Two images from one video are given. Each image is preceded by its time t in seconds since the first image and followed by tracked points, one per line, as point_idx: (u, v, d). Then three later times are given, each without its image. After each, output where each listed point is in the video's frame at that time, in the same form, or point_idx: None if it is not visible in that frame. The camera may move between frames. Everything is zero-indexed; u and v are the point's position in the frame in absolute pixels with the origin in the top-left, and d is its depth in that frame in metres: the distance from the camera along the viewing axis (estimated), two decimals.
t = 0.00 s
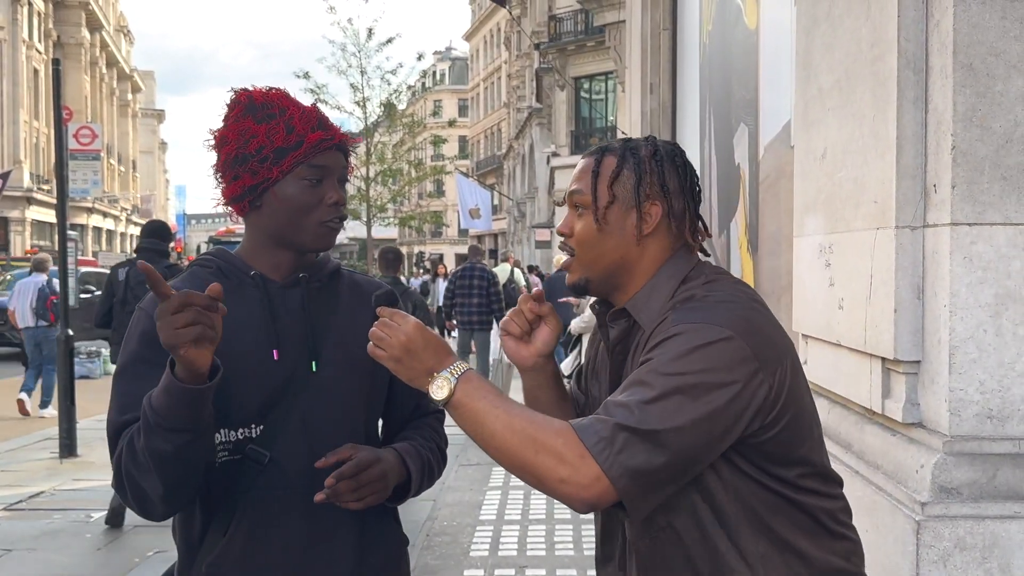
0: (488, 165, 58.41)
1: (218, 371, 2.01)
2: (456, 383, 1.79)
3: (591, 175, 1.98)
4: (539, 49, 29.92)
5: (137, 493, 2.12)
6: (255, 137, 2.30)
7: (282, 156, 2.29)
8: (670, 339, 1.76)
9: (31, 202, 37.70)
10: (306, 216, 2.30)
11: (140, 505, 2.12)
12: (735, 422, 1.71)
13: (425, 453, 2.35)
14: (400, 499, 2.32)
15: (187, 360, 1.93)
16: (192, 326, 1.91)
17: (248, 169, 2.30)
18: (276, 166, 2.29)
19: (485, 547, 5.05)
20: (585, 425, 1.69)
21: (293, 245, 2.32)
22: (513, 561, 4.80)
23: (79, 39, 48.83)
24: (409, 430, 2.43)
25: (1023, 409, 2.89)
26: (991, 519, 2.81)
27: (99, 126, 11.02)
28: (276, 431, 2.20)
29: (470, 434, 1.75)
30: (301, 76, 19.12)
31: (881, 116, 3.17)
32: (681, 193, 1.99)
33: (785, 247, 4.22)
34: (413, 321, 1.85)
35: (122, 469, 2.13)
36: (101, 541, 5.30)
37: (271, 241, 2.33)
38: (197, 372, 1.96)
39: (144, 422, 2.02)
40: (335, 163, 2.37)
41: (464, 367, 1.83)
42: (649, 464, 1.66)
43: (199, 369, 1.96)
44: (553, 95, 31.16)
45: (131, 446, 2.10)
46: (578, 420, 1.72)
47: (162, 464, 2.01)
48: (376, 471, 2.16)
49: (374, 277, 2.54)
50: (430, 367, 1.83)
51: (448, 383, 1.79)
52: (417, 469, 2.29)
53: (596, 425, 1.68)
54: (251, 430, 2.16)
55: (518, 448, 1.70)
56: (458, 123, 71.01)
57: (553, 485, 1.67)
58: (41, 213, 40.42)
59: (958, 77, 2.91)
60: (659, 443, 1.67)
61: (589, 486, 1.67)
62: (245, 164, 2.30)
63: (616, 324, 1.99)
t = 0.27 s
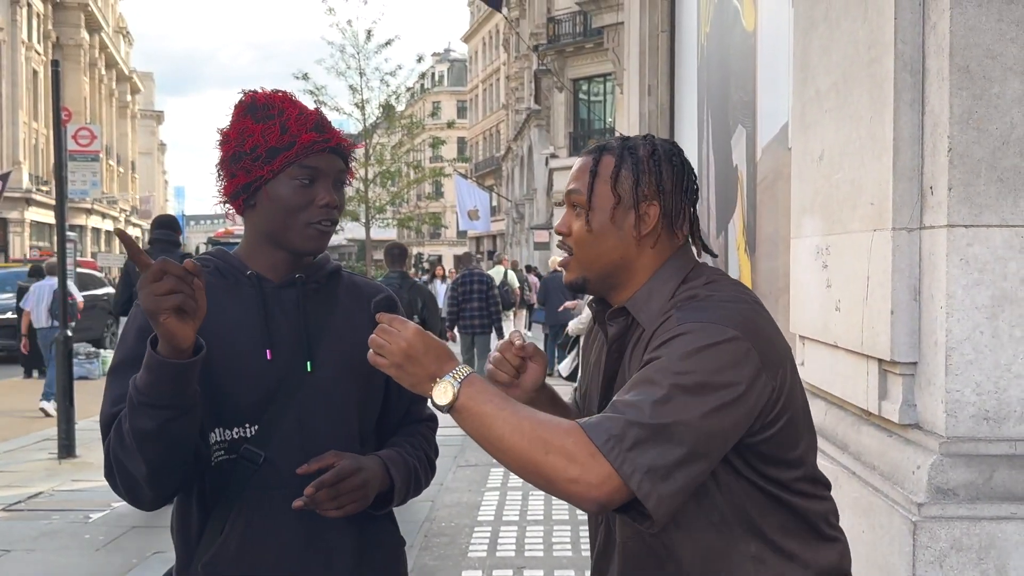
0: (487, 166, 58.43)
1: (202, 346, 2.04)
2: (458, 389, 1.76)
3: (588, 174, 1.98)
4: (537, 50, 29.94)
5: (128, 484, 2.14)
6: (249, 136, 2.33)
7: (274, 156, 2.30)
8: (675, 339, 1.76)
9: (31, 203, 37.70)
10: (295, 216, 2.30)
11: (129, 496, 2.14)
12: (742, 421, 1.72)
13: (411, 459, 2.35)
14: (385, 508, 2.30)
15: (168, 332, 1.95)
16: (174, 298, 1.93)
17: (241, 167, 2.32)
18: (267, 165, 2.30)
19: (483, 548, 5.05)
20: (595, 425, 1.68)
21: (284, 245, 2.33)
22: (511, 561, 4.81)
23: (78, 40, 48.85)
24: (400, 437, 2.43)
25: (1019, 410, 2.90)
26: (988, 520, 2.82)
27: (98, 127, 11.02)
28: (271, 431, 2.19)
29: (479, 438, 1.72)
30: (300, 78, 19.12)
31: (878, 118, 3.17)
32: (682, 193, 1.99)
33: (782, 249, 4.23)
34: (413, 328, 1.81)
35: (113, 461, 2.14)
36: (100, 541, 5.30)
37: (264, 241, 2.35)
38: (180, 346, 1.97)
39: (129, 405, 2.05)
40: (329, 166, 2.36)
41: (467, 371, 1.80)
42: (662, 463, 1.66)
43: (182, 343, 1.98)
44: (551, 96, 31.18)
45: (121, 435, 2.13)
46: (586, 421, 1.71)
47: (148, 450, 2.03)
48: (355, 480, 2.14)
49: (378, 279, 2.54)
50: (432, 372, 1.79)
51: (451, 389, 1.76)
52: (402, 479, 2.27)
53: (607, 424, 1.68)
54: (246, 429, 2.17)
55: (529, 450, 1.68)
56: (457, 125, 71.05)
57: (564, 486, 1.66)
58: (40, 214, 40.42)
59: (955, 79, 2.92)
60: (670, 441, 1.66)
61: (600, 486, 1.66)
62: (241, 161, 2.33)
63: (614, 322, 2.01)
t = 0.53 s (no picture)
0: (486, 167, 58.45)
1: (206, 366, 2.04)
2: (455, 393, 1.77)
3: (596, 162, 1.94)
4: (537, 51, 29.95)
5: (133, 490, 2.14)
6: (249, 137, 2.34)
7: (274, 155, 2.31)
8: (663, 327, 1.74)
9: (30, 204, 37.70)
10: (295, 216, 2.31)
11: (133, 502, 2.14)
12: (733, 402, 1.69)
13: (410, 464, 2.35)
14: (381, 512, 2.30)
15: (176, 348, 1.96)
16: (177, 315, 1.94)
17: (242, 168, 2.33)
18: (267, 165, 2.31)
19: (483, 548, 5.06)
20: (586, 421, 1.68)
21: (285, 245, 2.33)
22: (511, 561, 4.81)
23: (78, 41, 48.85)
24: (400, 440, 2.43)
25: (1018, 411, 2.91)
26: (987, 520, 2.83)
27: (98, 128, 11.03)
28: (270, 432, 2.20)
29: (477, 441, 1.73)
30: (300, 78, 19.12)
31: (877, 119, 3.18)
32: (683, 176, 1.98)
33: (782, 249, 4.23)
34: (406, 335, 1.80)
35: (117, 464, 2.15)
36: (101, 542, 5.31)
37: (267, 241, 2.36)
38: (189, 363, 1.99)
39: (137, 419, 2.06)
40: (330, 164, 2.36)
41: (465, 374, 1.80)
42: (653, 452, 1.64)
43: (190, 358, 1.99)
44: (550, 97, 31.19)
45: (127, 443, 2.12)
46: (579, 417, 1.70)
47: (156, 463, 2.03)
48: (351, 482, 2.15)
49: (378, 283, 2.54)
50: (429, 379, 1.79)
51: (448, 394, 1.76)
52: (399, 483, 2.27)
53: (596, 418, 1.67)
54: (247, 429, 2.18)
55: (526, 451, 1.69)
56: (456, 125, 71.06)
57: (562, 485, 1.66)
58: (40, 215, 40.42)
59: (954, 80, 2.92)
60: (660, 428, 1.64)
61: (598, 483, 1.65)
62: (242, 163, 2.34)
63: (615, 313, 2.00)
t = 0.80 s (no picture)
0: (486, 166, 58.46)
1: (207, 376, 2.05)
2: (499, 398, 1.73)
3: (587, 156, 1.94)
4: (537, 51, 29.95)
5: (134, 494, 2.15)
6: (246, 138, 2.35)
7: (272, 157, 2.32)
8: (708, 320, 1.73)
9: (31, 204, 37.74)
10: (294, 216, 2.31)
11: (134, 505, 2.15)
12: (779, 391, 1.71)
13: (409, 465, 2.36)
14: (381, 513, 2.31)
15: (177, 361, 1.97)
16: (180, 329, 1.95)
17: (240, 170, 2.34)
18: (265, 166, 2.32)
19: (484, 548, 5.07)
20: (641, 417, 1.65)
21: (284, 246, 2.34)
22: (512, 561, 4.83)
23: (79, 42, 48.85)
24: (398, 440, 2.45)
25: (1016, 410, 2.92)
26: (986, 519, 2.84)
27: (98, 129, 11.04)
28: (268, 434, 2.21)
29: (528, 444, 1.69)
30: (300, 79, 19.12)
31: (876, 119, 3.19)
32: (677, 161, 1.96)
33: (781, 249, 4.24)
34: (443, 342, 1.77)
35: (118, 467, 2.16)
36: (102, 542, 5.31)
37: (266, 243, 2.36)
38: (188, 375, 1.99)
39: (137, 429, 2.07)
40: (327, 165, 2.37)
41: (504, 378, 1.77)
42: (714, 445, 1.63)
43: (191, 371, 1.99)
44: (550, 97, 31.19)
45: (128, 448, 2.13)
46: (631, 413, 1.67)
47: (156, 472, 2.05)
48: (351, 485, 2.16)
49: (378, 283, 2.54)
50: (470, 385, 1.76)
51: (492, 398, 1.72)
52: (397, 484, 2.28)
53: (653, 415, 1.64)
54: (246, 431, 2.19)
55: (582, 450, 1.65)
56: (456, 125, 71.06)
57: (623, 483, 1.62)
58: (41, 215, 40.47)
59: (953, 81, 2.93)
60: (720, 422, 1.64)
61: (660, 478, 1.63)
62: (239, 165, 2.35)
63: (635, 305, 1.98)
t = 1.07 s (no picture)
0: (488, 167, 58.49)
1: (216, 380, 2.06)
2: (497, 389, 1.75)
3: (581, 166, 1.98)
4: (539, 52, 29.98)
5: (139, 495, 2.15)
6: (245, 140, 2.36)
7: (270, 158, 2.33)
8: (698, 319, 1.73)
9: (34, 205, 37.81)
10: (294, 217, 2.32)
11: (139, 507, 2.15)
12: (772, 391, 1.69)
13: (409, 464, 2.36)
14: (380, 512, 2.31)
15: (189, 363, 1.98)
16: (193, 333, 1.96)
17: (239, 171, 2.35)
18: (263, 168, 2.33)
19: (486, 548, 5.08)
20: (631, 413, 1.66)
21: (284, 246, 2.35)
22: (514, 561, 4.83)
23: (81, 43, 48.93)
24: (398, 438, 2.45)
25: (1017, 409, 2.92)
26: (987, 518, 2.84)
27: (100, 129, 11.05)
28: (269, 433, 2.21)
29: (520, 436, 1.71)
30: (302, 80, 19.15)
31: (877, 119, 3.20)
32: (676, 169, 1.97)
33: (783, 250, 4.24)
34: (443, 333, 1.80)
35: (122, 467, 2.17)
36: (105, 542, 5.32)
37: (265, 244, 2.37)
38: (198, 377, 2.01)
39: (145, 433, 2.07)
40: (326, 165, 2.38)
41: (503, 370, 1.79)
42: (701, 443, 1.62)
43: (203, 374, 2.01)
44: (552, 97, 31.22)
45: (133, 449, 2.14)
46: (621, 410, 1.68)
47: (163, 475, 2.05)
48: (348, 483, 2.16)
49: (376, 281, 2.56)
50: (468, 376, 1.78)
51: (489, 391, 1.74)
52: (397, 483, 2.28)
53: (642, 411, 1.65)
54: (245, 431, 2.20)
55: (572, 445, 1.66)
56: (459, 125, 71.11)
57: (610, 479, 1.63)
58: (44, 216, 40.53)
59: (953, 81, 2.94)
60: (708, 420, 1.63)
61: (649, 476, 1.63)
62: (237, 166, 2.35)
63: (632, 312, 1.99)
